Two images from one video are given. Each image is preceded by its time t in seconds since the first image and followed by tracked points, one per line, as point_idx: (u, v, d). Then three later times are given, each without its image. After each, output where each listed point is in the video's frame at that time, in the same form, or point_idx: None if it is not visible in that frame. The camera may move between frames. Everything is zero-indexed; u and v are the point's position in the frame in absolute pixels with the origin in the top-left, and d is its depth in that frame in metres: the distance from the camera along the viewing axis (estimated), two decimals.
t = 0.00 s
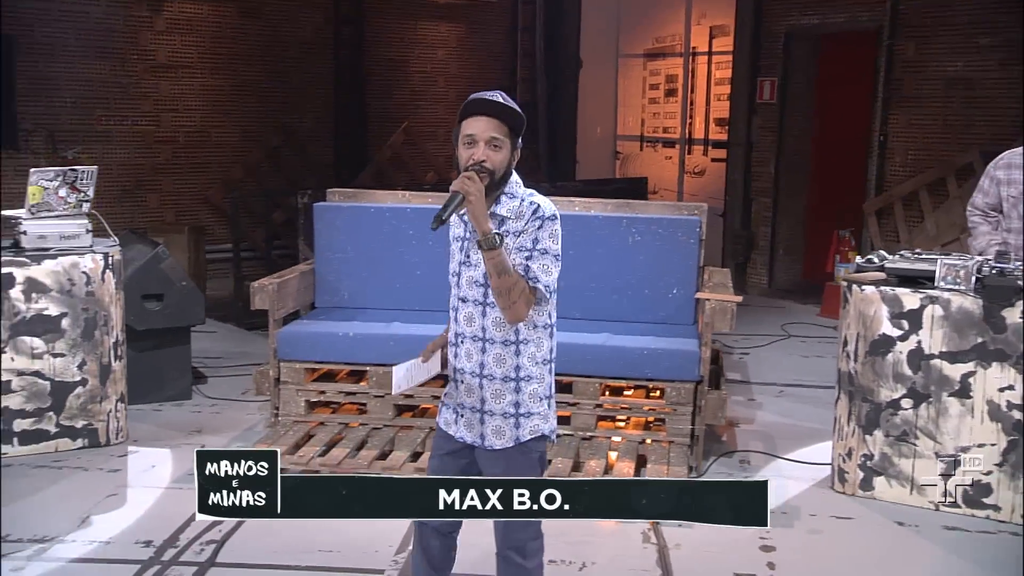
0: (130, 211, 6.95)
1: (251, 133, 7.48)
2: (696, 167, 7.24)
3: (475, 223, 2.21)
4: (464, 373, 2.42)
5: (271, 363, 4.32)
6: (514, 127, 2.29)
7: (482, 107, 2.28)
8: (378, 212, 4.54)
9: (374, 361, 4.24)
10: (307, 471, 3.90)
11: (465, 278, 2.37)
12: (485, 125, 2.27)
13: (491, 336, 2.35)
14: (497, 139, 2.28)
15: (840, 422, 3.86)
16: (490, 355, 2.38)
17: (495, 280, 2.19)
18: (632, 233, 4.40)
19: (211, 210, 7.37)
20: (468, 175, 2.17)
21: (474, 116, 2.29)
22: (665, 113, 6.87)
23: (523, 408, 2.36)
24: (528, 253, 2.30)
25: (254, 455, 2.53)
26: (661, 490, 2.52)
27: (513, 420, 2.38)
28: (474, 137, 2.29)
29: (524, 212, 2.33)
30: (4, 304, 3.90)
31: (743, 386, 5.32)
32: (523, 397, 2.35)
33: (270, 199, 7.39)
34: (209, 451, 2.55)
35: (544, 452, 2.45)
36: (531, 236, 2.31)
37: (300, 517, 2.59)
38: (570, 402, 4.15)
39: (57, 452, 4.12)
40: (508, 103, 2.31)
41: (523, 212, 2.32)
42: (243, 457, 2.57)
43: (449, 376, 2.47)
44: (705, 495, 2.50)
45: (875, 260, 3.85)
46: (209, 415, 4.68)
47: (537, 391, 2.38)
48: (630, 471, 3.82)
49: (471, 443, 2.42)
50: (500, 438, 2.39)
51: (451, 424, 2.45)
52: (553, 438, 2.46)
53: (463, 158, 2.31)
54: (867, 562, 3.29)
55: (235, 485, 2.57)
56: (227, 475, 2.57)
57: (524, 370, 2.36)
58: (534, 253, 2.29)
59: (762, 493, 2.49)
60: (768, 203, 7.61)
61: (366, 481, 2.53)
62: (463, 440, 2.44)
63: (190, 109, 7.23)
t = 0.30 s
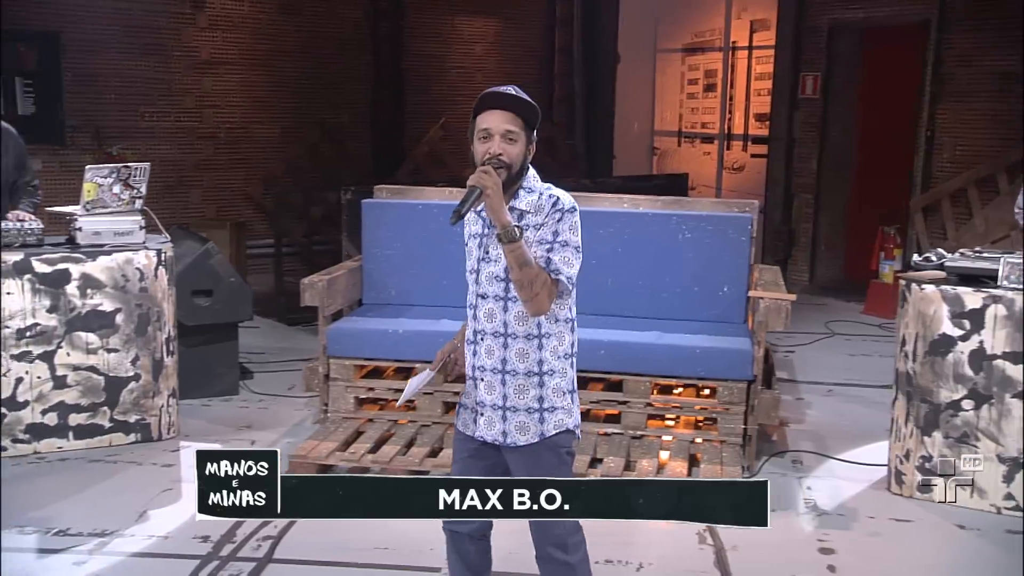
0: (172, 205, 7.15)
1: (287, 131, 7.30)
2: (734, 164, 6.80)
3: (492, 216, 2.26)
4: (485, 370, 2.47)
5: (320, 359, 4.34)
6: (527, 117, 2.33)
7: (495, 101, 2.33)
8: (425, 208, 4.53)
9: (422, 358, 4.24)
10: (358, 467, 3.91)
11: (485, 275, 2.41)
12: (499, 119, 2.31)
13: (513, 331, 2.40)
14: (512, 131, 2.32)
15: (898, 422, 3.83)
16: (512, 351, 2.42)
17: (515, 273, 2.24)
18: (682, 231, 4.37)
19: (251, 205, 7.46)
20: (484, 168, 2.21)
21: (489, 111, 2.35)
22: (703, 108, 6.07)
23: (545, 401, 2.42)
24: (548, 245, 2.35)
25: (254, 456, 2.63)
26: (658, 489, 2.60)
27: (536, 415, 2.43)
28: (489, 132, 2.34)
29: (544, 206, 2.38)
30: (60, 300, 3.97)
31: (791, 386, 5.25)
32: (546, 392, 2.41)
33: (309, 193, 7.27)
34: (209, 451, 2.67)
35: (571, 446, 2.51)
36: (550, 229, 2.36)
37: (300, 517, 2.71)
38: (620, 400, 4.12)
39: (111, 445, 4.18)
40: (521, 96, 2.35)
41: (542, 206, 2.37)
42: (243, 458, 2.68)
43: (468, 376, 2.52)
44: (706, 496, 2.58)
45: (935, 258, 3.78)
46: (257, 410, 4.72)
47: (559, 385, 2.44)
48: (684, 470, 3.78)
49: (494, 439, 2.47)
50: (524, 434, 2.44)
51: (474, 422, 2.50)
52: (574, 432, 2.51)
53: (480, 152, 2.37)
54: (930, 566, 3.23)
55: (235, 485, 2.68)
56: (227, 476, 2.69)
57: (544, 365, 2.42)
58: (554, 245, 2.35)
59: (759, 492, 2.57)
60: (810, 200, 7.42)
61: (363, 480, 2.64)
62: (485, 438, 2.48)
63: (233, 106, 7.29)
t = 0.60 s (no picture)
0: (212, 200, 7.05)
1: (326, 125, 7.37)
2: (771, 158, 6.88)
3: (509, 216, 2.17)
4: (500, 369, 2.35)
5: (366, 355, 4.35)
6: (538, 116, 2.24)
7: (504, 99, 2.23)
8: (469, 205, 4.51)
9: (468, 355, 4.23)
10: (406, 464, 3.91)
11: (500, 273, 2.30)
12: (510, 119, 2.21)
13: (531, 328, 2.30)
14: (524, 129, 2.21)
15: (955, 423, 3.72)
16: (528, 348, 2.31)
17: (536, 270, 2.16)
18: (729, 227, 4.31)
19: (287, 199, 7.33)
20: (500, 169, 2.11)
21: (499, 110, 2.24)
22: (740, 103, 6.58)
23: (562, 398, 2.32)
24: (566, 240, 2.28)
25: (254, 455, 2.54)
26: (659, 487, 2.48)
27: (553, 412, 2.32)
28: (500, 131, 2.23)
29: (558, 201, 2.29)
30: (110, 295, 4.00)
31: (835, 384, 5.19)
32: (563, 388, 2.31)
33: (345, 189, 7.34)
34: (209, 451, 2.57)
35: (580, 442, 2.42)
36: (567, 223, 2.28)
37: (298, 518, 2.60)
38: (668, 398, 4.10)
39: (160, 440, 4.22)
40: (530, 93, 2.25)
41: (557, 201, 2.28)
42: (243, 457, 2.58)
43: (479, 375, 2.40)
44: (707, 496, 2.47)
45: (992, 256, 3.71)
46: (301, 406, 4.73)
47: (575, 380, 2.34)
48: (735, 468, 3.74)
49: (510, 440, 2.35)
50: (540, 432, 2.33)
51: (489, 422, 2.38)
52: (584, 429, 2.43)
53: (490, 153, 2.26)
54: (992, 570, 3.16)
55: (235, 486, 2.59)
56: (227, 475, 2.60)
57: (561, 360, 2.32)
58: (572, 240, 2.27)
59: (761, 490, 2.44)
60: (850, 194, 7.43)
61: (364, 480, 2.53)
62: (501, 438, 2.37)
63: (271, 102, 7.16)
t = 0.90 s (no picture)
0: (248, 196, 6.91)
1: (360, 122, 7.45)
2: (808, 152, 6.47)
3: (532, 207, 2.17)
4: (520, 362, 2.37)
5: (409, 352, 4.35)
6: (564, 110, 2.24)
7: (528, 94, 2.23)
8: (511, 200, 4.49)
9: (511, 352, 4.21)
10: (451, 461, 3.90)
11: (521, 266, 2.31)
12: (535, 112, 2.22)
13: (548, 323, 2.31)
14: (548, 123, 2.23)
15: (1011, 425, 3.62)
16: (545, 342, 2.33)
17: (558, 263, 2.15)
18: (775, 224, 4.27)
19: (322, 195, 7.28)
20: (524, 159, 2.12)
21: (523, 104, 2.24)
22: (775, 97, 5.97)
23: (578, 394, 2.33)
24: (587, 235, 2.29)
25: (255, 455, 2.66)
26: (659, 488, 2.54)
27: (568, 409, 2.33)
28: (525, 125, 2.23)
29: (581, 196, 2.31)
30: (158, 291, 3.99)
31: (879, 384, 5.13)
32: (577, 384, 2.32)
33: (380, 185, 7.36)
34: (211, 451, 2.69)
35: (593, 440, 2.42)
36: (588, 218, 2.29)
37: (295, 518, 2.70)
38: (714, 396, 4.05)
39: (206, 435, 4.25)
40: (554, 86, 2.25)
41: (579, 195, 2.30)
42: (244, 457, 2.70)
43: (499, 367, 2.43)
44: (705, 495, 2.54)
45: None
46: (343, 402, 4.74)
47: (592, 378, 2.35)
48: (785, 467, 3.69)
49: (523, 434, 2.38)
50: (553, 428, 2.34)
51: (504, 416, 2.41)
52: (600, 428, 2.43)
53: (513, 146, 2.26)
54: None
55: (235, 485, 2.70)
56: (228, 475, 2.70)
57: (577, 356, 2.33)
58: (594, 234, 2.29)
59: (763, 491, 2.54)
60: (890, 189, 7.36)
61: (363, 482, 2.60)
62: (515, 432, 2.39)
63: (306, 98, 7.21)
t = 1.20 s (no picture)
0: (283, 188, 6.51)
1: (394, 115, 6.85)
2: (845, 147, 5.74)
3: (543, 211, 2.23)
4: (534, 364, 2.43)
5: (451, 349, 4.35)
6: (578, 111, 2.27)
7: (542, 95, 2.27)
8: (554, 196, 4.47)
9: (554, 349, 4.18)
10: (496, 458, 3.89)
11: (536, 267, 2.38)
12: (548, 111, 2.26)
13: (561, 326, 2.36)
14: (561, 124, 2.27)
15: None
16: (559, 346, 2.38)
17: (565, 268, 2.21)
18: (822, 221, 4.24)
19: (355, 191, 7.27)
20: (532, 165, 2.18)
21: (538, 104, 2.28)
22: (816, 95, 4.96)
23: (589, 399, 2.36)
24: (600, 240, 2.33)
25: (253, 455, 2.83)
26: (659, 489, 2.68)
27: (580, 412, 2.37)
28: (538, 126, 2.28)
29: (598, 199, 2.34)
30: (202, 287, 4.04)
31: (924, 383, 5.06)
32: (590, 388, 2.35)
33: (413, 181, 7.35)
34: (210, 452, 2.86)
35: (609, 443, 2.45)
36: (602, 223, 2.33)
37: (294, 517, 2.86)
38: (760, 395, 4.00)
39: (250, 430, 4.26)
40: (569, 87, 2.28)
41: (595, 199, 2.34)
42: (244, 458, 2.86)
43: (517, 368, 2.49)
44: (705, 495, 2.67)
45: None
46: (382, 398, 4.75)
47: (605, 383, 2.38)
48: (834, 468, 3.65)
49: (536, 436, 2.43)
50: (565, 431, 2.38)
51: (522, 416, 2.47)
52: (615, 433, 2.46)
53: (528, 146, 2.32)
54: None
55: (234, 485, 2.87)
56: (228, 475, 2.87)
57: (590, 361, 2.37)
58: (607, 240, 2.32)
59: (761, 494, 2.67)
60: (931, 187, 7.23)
61: (362, 481, 2.76)
62: (529, 433, 2.44)
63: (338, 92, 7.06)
